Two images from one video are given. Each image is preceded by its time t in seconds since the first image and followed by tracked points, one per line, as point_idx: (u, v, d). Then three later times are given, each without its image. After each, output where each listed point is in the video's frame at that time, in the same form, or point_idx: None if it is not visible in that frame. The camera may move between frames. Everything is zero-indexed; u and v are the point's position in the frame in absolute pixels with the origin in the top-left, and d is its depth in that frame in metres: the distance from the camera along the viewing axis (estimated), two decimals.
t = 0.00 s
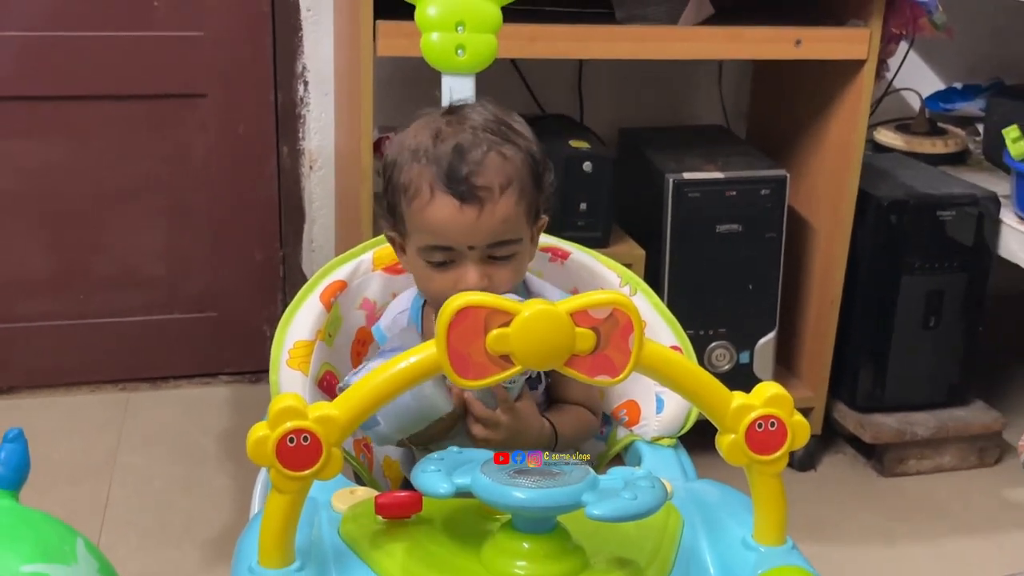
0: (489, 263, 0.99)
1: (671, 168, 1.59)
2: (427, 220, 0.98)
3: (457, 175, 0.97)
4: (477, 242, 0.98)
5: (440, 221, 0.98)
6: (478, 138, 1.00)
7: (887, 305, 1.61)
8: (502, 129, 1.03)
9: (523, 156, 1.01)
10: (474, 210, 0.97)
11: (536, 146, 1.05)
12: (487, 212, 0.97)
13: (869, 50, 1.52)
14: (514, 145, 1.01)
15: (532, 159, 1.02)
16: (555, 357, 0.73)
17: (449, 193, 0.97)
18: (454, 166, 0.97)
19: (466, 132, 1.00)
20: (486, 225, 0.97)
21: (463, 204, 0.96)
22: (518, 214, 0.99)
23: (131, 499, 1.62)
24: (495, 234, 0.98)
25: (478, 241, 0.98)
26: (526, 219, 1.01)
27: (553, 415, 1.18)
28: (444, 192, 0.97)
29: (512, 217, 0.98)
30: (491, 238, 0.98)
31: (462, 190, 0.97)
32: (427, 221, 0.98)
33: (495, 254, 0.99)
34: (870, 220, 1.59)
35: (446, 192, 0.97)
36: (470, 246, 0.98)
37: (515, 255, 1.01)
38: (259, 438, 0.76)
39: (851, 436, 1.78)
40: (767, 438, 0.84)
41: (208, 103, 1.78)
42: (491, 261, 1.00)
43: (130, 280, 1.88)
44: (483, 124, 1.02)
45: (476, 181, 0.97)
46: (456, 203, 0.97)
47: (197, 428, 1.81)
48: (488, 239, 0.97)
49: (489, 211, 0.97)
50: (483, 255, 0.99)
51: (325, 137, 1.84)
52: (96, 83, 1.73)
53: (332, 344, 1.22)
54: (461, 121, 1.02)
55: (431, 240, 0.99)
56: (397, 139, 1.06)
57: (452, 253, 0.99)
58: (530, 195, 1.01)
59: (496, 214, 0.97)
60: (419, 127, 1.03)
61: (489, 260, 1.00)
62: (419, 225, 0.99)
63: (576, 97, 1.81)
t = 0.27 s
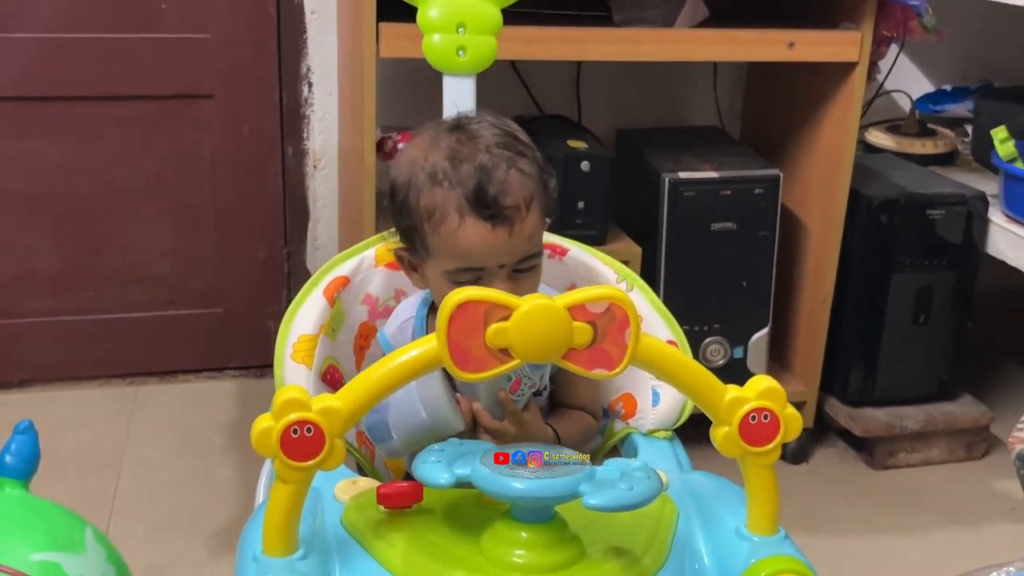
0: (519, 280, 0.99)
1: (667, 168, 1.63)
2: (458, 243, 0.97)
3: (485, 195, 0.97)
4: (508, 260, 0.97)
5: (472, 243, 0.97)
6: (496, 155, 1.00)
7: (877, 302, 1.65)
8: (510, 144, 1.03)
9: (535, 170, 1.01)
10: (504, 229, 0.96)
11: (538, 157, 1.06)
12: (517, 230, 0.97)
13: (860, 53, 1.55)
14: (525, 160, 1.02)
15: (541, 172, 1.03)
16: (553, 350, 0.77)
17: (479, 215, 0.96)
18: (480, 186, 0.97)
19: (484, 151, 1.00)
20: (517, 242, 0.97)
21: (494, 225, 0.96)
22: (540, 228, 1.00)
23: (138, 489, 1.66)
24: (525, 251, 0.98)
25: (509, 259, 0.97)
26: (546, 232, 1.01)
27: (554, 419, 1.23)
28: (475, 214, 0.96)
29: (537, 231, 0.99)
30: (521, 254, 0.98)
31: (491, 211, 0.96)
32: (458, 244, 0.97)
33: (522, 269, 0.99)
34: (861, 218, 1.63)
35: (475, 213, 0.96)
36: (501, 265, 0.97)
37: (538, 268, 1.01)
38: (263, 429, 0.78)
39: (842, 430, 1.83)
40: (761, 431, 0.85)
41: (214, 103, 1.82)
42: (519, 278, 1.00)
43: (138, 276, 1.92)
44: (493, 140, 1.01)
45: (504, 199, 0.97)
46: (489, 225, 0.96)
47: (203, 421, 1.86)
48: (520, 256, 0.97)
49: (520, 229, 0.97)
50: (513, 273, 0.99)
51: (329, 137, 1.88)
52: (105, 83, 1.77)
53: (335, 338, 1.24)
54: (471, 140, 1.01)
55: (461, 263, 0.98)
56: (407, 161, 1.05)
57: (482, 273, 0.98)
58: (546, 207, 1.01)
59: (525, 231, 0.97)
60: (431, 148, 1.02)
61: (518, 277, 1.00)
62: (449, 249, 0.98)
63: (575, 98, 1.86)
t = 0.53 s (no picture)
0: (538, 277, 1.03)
1: (660, 169, 1.69)
2: (481, 248, 1.00)
3: (502, 199, 1.00)
4: (529, 259, 1.01)
5: (494, 246, 1.00)
6: (506, 158, 1.03)
7: (862, 299, 1.71)
8: (516, 146, 1.06)
9: (543, 168, 1.05)
10: (524, 229, 1.00)
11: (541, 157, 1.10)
12: (536, 228, 1.01)
13: (846, 58, 1.60)
14: (532, 160, 1.05)
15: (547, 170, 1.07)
16: (549, 344, 0.83)
17: (499, 218, 0.99)
18: (497, 190, 1.00)
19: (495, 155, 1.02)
20: (536, 239, 1.01)
21: (514, 227, 0.99)
22: (555, 223, 1.04)
23: (149, 478, 1.72)
24: (544, 248, 1.02)
25: (530, 258, 1.01)
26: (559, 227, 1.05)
27: (569, 415, 1.24)
28: (496, 219, 0.99)
29: (553, 227, 1.03)
30: (540, 251, 1.02)
31: (510, 213, 1.00)
32: (481, 249, 1.00)
33: (540, 266, 1.03)
34: (847, 218, 1.69)
35: (495, 218, 0.99)
36: (523, 264, 1.01)
37: (554, 263, 1.05)
38: (269, 419, 0.84)
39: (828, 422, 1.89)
40: (749, 422, 0.91)
41: (222, 106, 1.88)
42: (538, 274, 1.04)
43: (148, 274, 1.98)
44: (501, 144, 1.05)
45: (521, 200, 1.00)
46: (509, 226, 0.99)
47: (211, 413, 1.92)
48: (540, 255, 1.01)
49: (538, 228, 1.00)
50: (533, 270, 1.03)
51: (333, 139, 1.94)
52: (118, 86, 1.83)
53: (338, 332, 1.29)
54: (480, 146, 1.04)
55: (485, 266, 1.01)
56: (418, 172, 1.07)
57: (504, 274, 1.02)
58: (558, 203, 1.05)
59: (542, 229, 1.01)
60: (442, 158, 1.05)
61: (538, 273, 1.03)
62: (472, 254, 1.01)
63: (571, 100, 1.92)
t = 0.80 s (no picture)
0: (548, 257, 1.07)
1: (654, 169, 1.73)
2: (489, 231, 1.04)
3: (506, 182, 1.05)
4: (538, 239, 1.05)
5: (503, 228, 1.04)
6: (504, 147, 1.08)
7: (851, 296, 1.76)
8: (513, 139, 1.12)
9: (540, 157, 1.10)
10: (530, 208, 1.04)
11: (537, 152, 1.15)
12: (540, 207, 1.05)
13: (836, 61, 1.65)
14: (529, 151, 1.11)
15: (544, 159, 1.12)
16: (545, 337, 0.88)
17: (505, 200, 1.04)
18: (500, 175, 1.05)
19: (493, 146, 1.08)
20: (542, 220, 1.05)
21: (520, 207, 1.04)
22: (557, 205, 1.08)
23: (157, 469, 1.77)
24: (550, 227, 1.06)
25: (539, 237, 1.05)
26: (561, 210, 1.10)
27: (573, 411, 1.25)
28: (502, 200, 1.03)
29: (556, 208, 1.07)
30: (547, 230, 1.06)
31: (514, 195, 1.04)
32: (490, 232, 1.04)
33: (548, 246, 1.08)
34: (837, 216, 1.73)
35: (500, 201, 1.04)
36: (532, 244, 1.05)
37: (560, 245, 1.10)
38: (272, 409, 0.89)
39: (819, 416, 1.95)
40: (739, 413, 0.96)
41: (228, 107, 1.93)
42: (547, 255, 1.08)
43: (155, 270, 2.03)
44: (499, 137, 1.10)
45: (524, 181, 1.05)
46: (515, 206, 1.04)
47: (217, 406, 1.96)
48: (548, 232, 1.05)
49: (543, 206, 1.05)
50: (541, 251, 1.07)
51: (336, 139, 1.99)
52: (127, 87, 1.87)
53: (340, 325, 1.33)
54: (479, 140, 1.10)
55: (495, 250, 1.05)
56: (421, 171, 1.12)
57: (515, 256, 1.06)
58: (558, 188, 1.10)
59: (547, 209, 1.05)
60: (442, 155, 1.10)
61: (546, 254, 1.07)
62: (482, 238, 1.05)
63: (569, 101, 1.97)
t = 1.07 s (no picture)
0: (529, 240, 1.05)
1: (655, 165, 1.73)
2: (466, 210, 1.03)
3: (478, 164, 1.05)
4: (516, 217, 1.04)
5: (479, 206, 1.03)
6: (477, 139, 1.09)
7: (852, 293, 1.76)
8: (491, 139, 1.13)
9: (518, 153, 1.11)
10: (506, 187, 1.04)
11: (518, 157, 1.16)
12: (516, 187, 1.05)
13: (837, 58, 1.64)
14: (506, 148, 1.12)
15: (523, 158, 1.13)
16: (546, 334, 0.87)
17: (480, 178, 1.04)
18: (475, 158, 1.05)
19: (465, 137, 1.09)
20: (519, 199, 1.04)
21: (495, 184, 1.03)
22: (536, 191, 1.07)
23: (156, 466, 1.77)
24: (528, 207, 1.05)
25: (516, 215, 1.04)
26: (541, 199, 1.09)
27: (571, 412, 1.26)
28: (476, 179, 1.03)
29: (535, 192, 1.07)
30: (525, 211, 1.05)
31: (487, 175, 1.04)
32: (466, 210, 1.03)
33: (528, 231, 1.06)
34: (838, 213, 1.73)
35: (474, 180, 1.04)
36: (511, 223, 1.04)
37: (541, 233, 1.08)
38: (273, 405, 0.89)
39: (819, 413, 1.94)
40: (740, 410, 0.96)
41: (228, 103, 1.92)
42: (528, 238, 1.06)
43: (156, 267, 2.02)
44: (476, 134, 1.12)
45: (499, 163, 1.05)
46: (490, 184, 1.03)
47: (217, 403, 1.96)
48: (525, 210, 1.04)
49: (518, 185, 1.04)
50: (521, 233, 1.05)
51: (337, 136, 1.99)
52: (127, 84, 1.87)
53: (340, 322, 1.31)
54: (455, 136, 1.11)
55: (473, 230, 1.04)
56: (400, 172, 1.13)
57: (495, 237, 1.04)
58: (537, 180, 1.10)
59: (524, 188, 1.05)
60: (418, 154, 1.11)
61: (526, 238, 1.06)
62: (459, 217, 1.03)
63: (570, 98, 1.97)
